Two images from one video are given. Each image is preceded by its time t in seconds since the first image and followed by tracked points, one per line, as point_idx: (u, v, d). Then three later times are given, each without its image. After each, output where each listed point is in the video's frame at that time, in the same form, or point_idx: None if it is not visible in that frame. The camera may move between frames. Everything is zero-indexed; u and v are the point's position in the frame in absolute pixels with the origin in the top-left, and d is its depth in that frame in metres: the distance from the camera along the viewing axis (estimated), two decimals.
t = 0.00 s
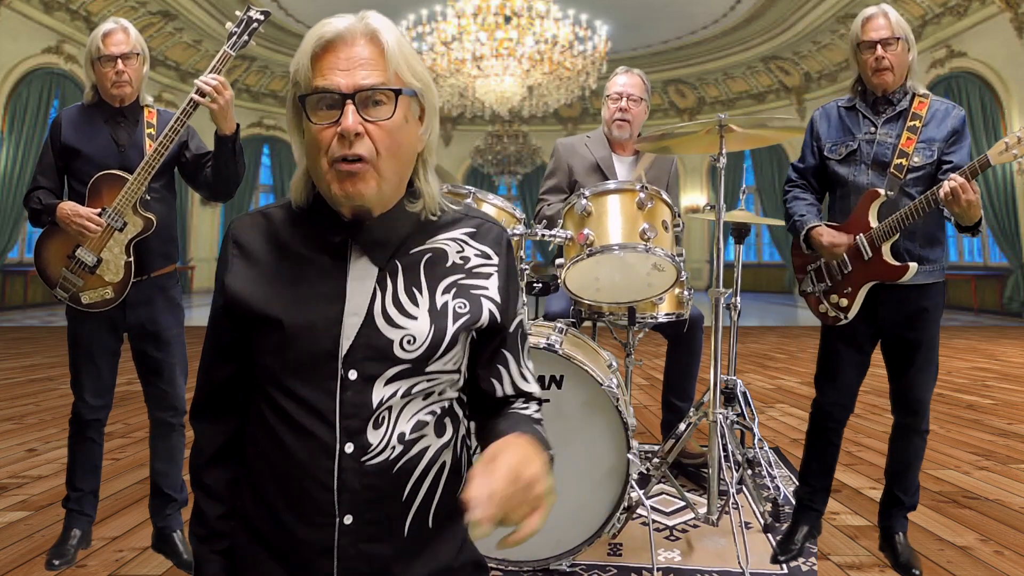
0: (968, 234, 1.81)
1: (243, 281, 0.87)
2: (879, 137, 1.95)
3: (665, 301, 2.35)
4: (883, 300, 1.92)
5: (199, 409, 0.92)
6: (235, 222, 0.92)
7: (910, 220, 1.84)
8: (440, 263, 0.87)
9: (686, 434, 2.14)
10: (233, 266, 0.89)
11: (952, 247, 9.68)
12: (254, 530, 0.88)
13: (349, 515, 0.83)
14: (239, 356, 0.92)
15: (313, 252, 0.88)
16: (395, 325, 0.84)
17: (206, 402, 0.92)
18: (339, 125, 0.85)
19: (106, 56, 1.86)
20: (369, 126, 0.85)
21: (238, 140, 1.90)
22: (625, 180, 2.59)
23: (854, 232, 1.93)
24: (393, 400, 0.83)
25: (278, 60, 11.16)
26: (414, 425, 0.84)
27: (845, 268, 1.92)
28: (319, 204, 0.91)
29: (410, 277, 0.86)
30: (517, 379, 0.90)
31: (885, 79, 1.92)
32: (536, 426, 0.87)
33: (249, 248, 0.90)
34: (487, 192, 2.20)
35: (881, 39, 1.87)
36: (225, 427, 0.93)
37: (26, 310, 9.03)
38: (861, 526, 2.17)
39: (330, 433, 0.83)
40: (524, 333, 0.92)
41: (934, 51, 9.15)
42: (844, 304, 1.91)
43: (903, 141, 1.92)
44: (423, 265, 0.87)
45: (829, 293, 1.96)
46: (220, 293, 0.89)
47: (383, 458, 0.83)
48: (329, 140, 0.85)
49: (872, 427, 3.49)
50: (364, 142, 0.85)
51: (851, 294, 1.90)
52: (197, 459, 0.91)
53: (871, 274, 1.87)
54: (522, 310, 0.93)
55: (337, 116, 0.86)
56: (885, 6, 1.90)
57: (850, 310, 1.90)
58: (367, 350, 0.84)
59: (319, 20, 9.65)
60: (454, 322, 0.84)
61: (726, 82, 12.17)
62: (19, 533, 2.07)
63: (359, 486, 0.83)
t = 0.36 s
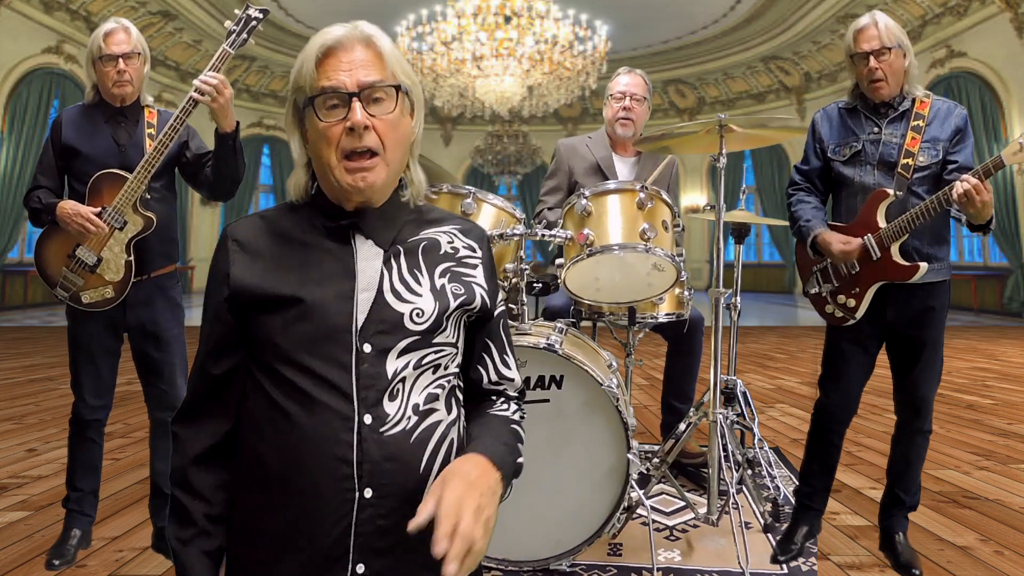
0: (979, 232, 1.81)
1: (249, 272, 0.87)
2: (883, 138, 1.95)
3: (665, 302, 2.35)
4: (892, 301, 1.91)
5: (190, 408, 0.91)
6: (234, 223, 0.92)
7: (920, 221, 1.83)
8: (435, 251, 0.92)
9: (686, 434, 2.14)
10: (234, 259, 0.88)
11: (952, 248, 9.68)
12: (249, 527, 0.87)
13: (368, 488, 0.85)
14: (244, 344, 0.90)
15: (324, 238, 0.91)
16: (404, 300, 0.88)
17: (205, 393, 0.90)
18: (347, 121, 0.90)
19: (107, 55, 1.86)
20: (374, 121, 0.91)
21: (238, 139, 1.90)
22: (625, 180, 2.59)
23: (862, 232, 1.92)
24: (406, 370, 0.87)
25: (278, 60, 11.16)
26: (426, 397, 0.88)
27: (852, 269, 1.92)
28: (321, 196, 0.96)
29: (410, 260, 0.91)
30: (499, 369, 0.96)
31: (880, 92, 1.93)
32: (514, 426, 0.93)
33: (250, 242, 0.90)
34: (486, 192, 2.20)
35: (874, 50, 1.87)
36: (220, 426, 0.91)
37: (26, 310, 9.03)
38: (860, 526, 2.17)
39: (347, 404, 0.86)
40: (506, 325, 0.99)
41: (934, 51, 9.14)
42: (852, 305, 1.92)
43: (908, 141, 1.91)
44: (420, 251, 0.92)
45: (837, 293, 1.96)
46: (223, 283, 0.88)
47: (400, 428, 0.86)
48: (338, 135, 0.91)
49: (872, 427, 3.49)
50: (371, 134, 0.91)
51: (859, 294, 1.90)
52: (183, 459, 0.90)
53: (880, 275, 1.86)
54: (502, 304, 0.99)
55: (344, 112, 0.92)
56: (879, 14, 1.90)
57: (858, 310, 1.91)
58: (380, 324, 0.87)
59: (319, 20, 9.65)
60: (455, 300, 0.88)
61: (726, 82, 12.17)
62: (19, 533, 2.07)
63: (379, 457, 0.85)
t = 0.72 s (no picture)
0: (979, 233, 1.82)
1: (243, 260, 0.88)
2: (883, 137, 1.96)
3: (665, 301, 2.35)
4: (887, 301, 1.92)
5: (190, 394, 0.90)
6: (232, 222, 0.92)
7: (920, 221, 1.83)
8: (422, 244, 0.93)
9: (686, 434, 2.14)
10: (227, 248, 0.89)
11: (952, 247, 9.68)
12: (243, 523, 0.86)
13: (354, 466, 0.85)
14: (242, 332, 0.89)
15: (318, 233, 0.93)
16: (389, 284, 0.89)
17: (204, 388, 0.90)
18: (346, 140, 0.93)
19: (106, 55, 1.86)
20: (373, 143, 0.94)
21: (238, 138, 1.90)
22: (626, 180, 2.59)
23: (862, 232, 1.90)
24: (392, 352, 0.87)
25: (278, 60, 11.16)
26: (413, 378, 0.88)
27: (851, 268, 1.89)
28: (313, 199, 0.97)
29: (397, 251, 0.92)
30: (489, 365, 0.97)
31: (895, 86, 1.92)
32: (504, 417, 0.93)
33: (244, 235, 0.90)
34: (486, 193, 2.21)
35: (893, 45, 1.87)
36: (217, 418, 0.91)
37: (26, 310, 9.03)
38: (860, 525, 2.17)
39: (333, 386, 0.86)
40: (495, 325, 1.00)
41: (934, 51, 9.14)
42: (853, 305, 1.90)
43: (907, 140, 1.92)
44: (408, 245, 0.93)
45: (836, 294, 1.94)
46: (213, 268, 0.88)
47: (385, 408, 0.86)
48: (336, 149, 0.93)
49: (872, 427, 3.49)
50: (367, 157, 0.93)
51: (859, 294, 1.89)
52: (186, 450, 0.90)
53: (881, 275, 1.85)
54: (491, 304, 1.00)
55: (345, 130, 0.94)
56: (893, 13, 1.89)
57: (859, 310, 1.89)
58: (366, 307, 0.88)
59: (319, 20, 9.65)
60: (439, 289, 0.89)
61: (726, 82, 12.17)
62: (19, 533, 2.07)
63: (364, 436, 0.85)
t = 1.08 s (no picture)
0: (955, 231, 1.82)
1: (262, 253, 0.87)
2: (865, 137, 1.96)
3: (665, 301, 2.35)
4: (870, 299, 1.93)
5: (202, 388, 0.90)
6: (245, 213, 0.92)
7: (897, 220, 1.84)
8: (433, 262, 0.95)
9: (686, 435, 2.14)
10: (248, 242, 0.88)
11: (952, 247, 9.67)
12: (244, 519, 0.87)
13: (368, 461, 0.85)
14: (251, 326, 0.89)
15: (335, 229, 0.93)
16: (410, 291, 0.91)
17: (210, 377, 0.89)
18: (365, 144, 0.93)
19: (104, 56, 1.85)
20: (391, 147, 0.94)
21: (238, 138, 1.91)
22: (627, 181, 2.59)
23: (842, 230, 1.92)
24: (411, 353, 0.88)
25: (278, 60, 11.16)
26: (428, 382, 0.89)
27: (833, 267, 1.91)
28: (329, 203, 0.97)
29: (412, 263, 0.93)
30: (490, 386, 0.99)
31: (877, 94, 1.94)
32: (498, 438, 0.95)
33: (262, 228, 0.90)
34: (486, 193, 2.20)
35: (882, 54, 1.87)
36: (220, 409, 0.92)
37: (26, 310, 9.03)
38: (861, 525, 2.17)
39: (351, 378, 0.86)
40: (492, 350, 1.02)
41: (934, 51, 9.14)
42: (835, 302, 1.91)
43: (889, 141, 1.93)
44: (421, 260, 0.95)
45: (819, 291, 1.95)
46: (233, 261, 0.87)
47: (401, 406, 0.87)
48: (354, 155, 0.94)
49: (872, 426, 3.49)
50: (385, 160, 0.94)
51: (840, 292, 1.90)
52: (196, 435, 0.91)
53: (860, 272, 1.86)
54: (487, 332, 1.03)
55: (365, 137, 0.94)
56: (881, 16, 1.89)
57: (840, 308, 1.90)
58: (387, 307, 0.89)
59: (319, 20, 9.65)
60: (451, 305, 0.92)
61: (726, 82, 12.16)
62: (19, 533, 2.07)
63: (381, 431, 0.85)
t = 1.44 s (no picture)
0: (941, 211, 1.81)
1: (254, 264, 0.87)
2: (839, 135, 1.97)
3: (665, 301, 2.35)
4: (849, 297, 1.94)
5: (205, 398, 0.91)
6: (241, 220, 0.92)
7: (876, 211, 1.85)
8: (433, 251, 0.93)
9: (686, 435, 2.14)
10: (240, 254, 0.88)
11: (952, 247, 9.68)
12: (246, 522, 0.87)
13: (367, 473, 0.84)
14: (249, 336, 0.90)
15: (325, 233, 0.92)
16: (402, 290, 0.89)
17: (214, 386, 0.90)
18: (359, 121, 0.92)
19: (105, 56, 1.85)
20: (385, 125, 0.93)
21: (239, 136, 1.92)
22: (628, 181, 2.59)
23: (821, 227, 1.92)
24: (404, 358, 0.87)
25: (278, 60, 11.16)
26: (424, 385, 0.88)
27: (815, 265, 1.91)
28: (327, 192, 0.96)
29: (409, 256, 0.92)
30: (499, 371, 0.97)
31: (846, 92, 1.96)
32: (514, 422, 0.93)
33: (254, 236, 0.90)
34: (486, 192, 2.21)
35: (847, 50, 1.89)
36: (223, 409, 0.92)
37: (26, 310, 9.04)
38: (861, 525, 2.17)
39: (344, 390, 0.85)
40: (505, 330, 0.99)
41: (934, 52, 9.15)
42: (818, 300, 1.91)
43: (862, 137, 1.93)
44: (419, 251, 0.92)
45: (801, 291, 1.95)
46: (228, 275, 0.88)
47: (397, 414, 0.86)
48: (349, 133, 0.92)
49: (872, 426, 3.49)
50: (380, 138, 0.92)
51: (823, 290, 1.90)
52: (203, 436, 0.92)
53: (842, 267, 1.86)
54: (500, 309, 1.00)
55: (358, 115, 0.93)
56: (846, 15, 1.91)
57: (824, 305, 1.90)
58: (378, 312, 0.87)
59: (319, 20, 9.65)
60: (450, 297, 0.89)
61: (726, 82, 12.17)
62: (19, 533, 2.07)
63: (376, 441, 0.85)
